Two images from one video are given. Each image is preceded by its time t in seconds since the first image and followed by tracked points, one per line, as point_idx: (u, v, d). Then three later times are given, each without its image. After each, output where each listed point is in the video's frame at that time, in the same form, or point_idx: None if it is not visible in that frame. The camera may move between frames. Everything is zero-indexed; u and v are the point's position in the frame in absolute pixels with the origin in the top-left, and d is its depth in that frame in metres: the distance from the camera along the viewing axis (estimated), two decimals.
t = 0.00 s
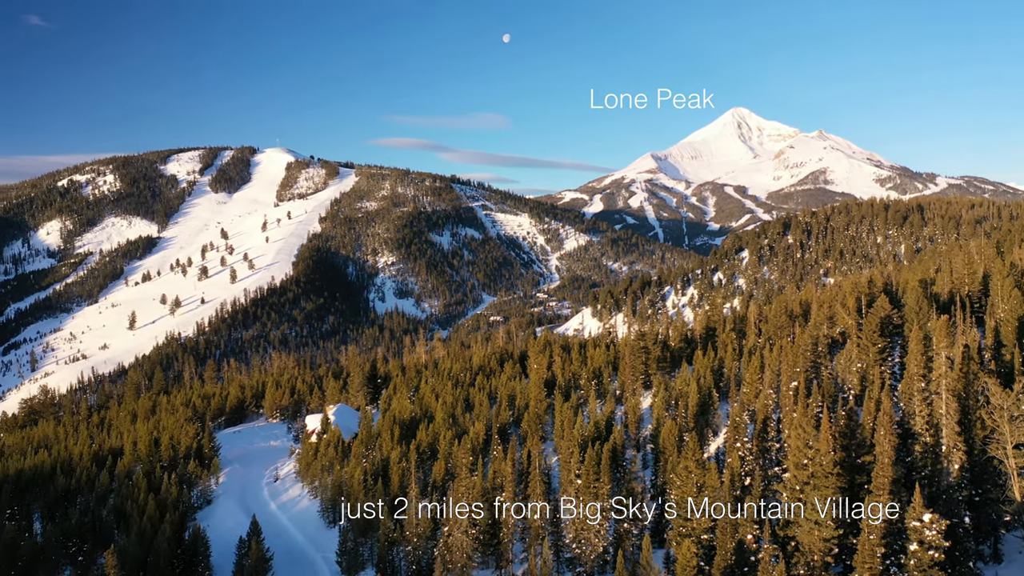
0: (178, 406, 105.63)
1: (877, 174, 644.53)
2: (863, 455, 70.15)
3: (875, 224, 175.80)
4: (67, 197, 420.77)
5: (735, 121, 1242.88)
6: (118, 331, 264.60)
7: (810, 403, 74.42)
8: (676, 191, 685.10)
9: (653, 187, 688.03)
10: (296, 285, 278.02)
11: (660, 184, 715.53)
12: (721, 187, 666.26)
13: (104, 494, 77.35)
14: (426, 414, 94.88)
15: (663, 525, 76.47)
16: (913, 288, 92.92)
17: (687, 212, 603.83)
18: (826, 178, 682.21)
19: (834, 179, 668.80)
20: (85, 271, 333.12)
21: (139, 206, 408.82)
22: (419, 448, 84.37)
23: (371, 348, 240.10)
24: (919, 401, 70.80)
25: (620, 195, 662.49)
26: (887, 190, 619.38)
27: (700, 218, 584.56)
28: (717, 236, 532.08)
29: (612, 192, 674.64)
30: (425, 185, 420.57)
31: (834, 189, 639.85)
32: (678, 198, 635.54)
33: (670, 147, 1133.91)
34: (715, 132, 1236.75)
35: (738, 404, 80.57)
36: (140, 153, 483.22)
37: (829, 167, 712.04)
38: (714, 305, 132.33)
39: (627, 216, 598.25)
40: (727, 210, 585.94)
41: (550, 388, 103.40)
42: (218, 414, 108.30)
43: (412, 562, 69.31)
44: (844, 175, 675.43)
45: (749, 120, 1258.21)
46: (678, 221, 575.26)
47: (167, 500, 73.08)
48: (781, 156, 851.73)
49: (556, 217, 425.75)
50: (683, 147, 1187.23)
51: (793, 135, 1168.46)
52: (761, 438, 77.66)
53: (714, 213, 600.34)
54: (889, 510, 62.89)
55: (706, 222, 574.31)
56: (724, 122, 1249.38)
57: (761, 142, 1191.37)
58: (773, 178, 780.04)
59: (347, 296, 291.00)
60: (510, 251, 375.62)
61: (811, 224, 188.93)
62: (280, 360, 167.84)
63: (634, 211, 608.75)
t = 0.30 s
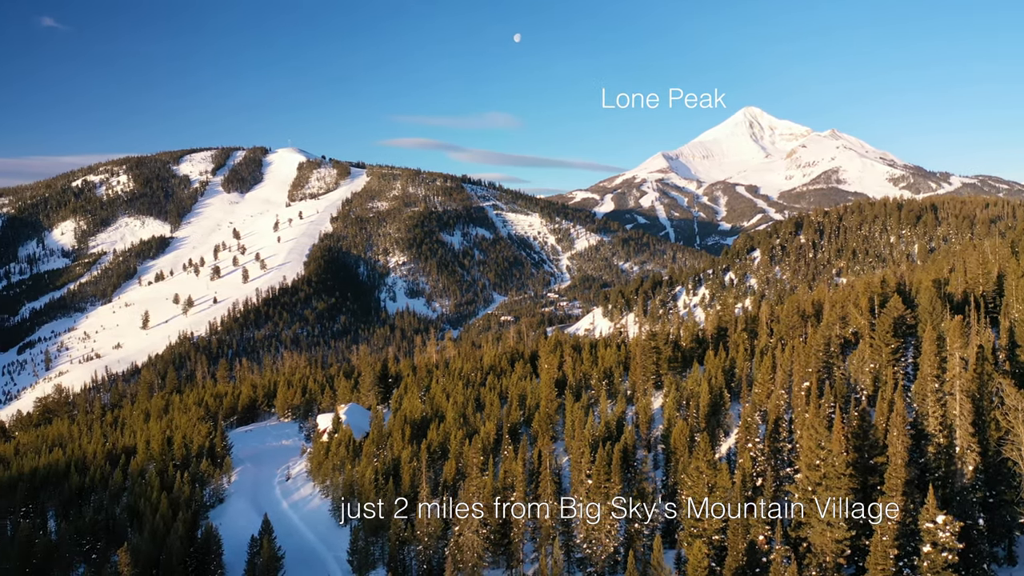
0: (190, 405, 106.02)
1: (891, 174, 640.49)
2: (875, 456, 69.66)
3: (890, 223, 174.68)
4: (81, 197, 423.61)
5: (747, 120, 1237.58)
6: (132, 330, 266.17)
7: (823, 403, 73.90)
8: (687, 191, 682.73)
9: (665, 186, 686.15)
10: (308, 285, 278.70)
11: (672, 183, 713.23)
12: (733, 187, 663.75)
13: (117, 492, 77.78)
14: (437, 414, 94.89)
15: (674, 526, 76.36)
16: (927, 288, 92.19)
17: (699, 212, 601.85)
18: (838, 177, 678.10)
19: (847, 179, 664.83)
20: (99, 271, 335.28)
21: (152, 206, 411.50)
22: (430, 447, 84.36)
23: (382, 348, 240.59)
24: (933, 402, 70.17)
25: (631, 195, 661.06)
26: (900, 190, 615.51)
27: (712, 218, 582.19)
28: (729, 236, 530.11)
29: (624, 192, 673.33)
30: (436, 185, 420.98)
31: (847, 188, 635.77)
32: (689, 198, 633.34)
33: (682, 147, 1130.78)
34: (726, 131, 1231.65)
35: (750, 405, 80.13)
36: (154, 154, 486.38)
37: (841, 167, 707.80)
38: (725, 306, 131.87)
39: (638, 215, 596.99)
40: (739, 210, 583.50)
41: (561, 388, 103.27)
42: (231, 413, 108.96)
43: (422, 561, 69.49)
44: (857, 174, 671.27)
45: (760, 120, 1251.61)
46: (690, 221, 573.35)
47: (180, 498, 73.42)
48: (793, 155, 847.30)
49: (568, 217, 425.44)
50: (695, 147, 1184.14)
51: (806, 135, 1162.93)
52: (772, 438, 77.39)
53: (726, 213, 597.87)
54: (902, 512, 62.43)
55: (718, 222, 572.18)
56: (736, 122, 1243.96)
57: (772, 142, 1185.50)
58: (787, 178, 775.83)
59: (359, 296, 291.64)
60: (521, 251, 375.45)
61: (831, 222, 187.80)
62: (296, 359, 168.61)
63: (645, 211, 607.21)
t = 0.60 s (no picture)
0: (203, 404, 106.35)
1: (903, 172, 637.17)
2: (888, 457, 69.12)
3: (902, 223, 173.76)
4: (95, 198, 426.24)
5: (759, 120, 1233.14)
6: (145, 330, 267.82)
7: (835, 404, 73.37)
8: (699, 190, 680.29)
9: (677, 186, 684.30)
10: (319, 285, 279.29)
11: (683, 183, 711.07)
12: (743, 187, 661.01)
13: (130, 490, 78.07)
14: (448, 413, 94.99)
15: (685, 526, 76.17)
16: (940, 288, 91.48)
17: (711, 212, 600.24)
18: (851, 177, 674.65)
19: (859, 178, 661.74)
20: (112, 270, 337.25)
21: (165, 206, 413.96)
22: (440, 447, 84.36)
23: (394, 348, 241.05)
24: (946, 403, 69.57)
25: (642, 195, 659.79)
26: (913, 190, 611.84)
27: (724, 218, 580.10)
28: (741, 236, 528.18)
29: (634, 192, 672.25)
30: (446, 185, 421.38)
31: (860, 188, 632.06)
32: (700, 198, 631.70)
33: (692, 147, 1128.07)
34: (736, 131, 1226.99)
35: (761, 405, 79.72)
36: (166, 154, 489.24)
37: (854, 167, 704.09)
38: (737, 306, 131.22)
39: (649, 215, 595.51)
40: (751, 209, 581.25)
41: (571, 388, 103.15)
42: (243, 412, 109.54)
43: (433, 561, 69.65)
44: (871, 173, 667.27)
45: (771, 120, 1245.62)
46: (702, 221, 571.69)
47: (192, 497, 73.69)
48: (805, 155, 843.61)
49: (579, 217, 425.16)
50: (707, 147, 1181.62)
51: (817, 134, 1157.10)
52: (784, 439, 77.07)
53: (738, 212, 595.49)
54: (915, 513, 61.98)
55: (729, 222, 570.41)
56: (748, 121, 1240.08)
57: (781, 141, 1179.80)
58: (799, 178, 772.03)
59: (369, 296, 292.19)
60: (531, 251, 375.17)
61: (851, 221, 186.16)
62: (308, 359, 168.67)
63: (656, 210, 605.65)
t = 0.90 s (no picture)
0: (215, 404, 106.77)
1: (916, 172, 633.90)
2: (901, 458, 68.63)
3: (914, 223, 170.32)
4: (108, 198, 428.83)
5: (771, 118, 1228.74)
6: (158, 329, 269.61)
7: (848, 405, 72.92)
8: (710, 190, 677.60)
9: (689, 186, 682.85)
10: (331, 285, 279.75)
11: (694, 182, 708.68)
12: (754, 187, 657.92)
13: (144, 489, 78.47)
14: (458, 413, 95.02)
15: (696, 527, 75.85)
16: (954, 288, 90.75)
17: (722, 212, 598.07)
18: (864, 176, 671.05)
19: (872, 177, 658.57)
20: (126, 270, 339.26)
21: (177, 206, 416.39)
22: (451, 447, 84.41)
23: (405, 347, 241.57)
24: (960, 404, 68.95)
25: (653, 195, 658.84)
26: (926, 190, 607.65)
27: (735, 218, 577.55)
28: (752, 236, 526.02)
29: (646, 191, 671.23)
30: (457, 185, 421.78)
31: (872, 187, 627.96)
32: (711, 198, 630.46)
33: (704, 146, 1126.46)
34: (747, 131, 1222.94)
35: (773, 406, 79.29)
36: (179, 155, 491.88)
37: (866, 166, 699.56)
38: (748, 306, 130.56)
39: (661, 215, 593.57)
40: (763, 209, 578.47)
41: (582, 388, 103.00)
42: (254, 412, 110.12)
43: (444, 560, 69.66)
44: (883, 172, 662.92)
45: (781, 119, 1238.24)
46: (713, 221, 569.62)
47: (204, 495, 74.01)
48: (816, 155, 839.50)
49: (590, 217, 424.61)
50: (718, 146, 1179.42)
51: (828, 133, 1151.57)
52: (796, 439, 76.75)
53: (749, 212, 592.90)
54: (929, 514, 61.53)
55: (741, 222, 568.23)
56: (760, 120, 1235.75)
57: (793, 141, 1174.13)
58: (811, 177, 767.56)
59: (381, 296, 292.78)
60: (542, 251, 374.82)
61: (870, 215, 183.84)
62: (320, 359, 168.39)
63: (667, 210, 603.74)
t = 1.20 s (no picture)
0: (226, 403, 107.49)
1: (930, 171, 630.01)
2: (914, 459, 68.09)
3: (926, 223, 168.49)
4: (122, 199, 431.67)
5: (783, 117, 1224.29)
6: (171, 328, 271.41)
7: (860, 405, 72.46)
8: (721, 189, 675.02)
9: (701, 185, 681.55)
10: (342, 285, 280.31)
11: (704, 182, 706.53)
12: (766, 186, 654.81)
13: (156, 488, 78.88)
14: (469, 413, 95.07)
15: (707, 528, 75.63)
16: (968, 288, 89.95)
17: (733, 212, 595.96)
18: (877, 175, 667.20)
19: (885, 176, 655.06)
20: (139, 270, 341.21)
21: (190, 207, 418.75)
22: (462, 447, 84.47)
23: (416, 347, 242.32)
24: (975, 405, 68.41)
25: (664, 195, 658.27)
26: (939, 190, 603.42)
27: (747, 218, 575.14)
28: (764, 236, 523.87)
29: (657, 191, 670.50)
30: (468, 185, 422.26)
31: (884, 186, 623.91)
32: (723, 198, 629.09)
33: (716, 146, 1125.37)
34: (759, 130, 1219.22)
35: (785, 406, 78.81)
36: (191, 155, 494.55)
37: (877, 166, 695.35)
38: (759, 306, 130.15)
39: (672, 215, 591.87)
40: (775, 209, 575.68)
41: (592, 388, 102.84)
42: (266, 411, 110.61)
43: (455, 560, 69.74)
44: (896, 172, 658.64)
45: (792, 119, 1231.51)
46: (724, 221, 567.76)
47: (217, 494, 74.35)
48: (827, 155, 836.33)
49: (601, 216, 424.09)
50: (730, 145, 1177.80)
51: (839, 133, 1144.44)
52: (808, 440, 76.37)
53: (761, 212, 590.48)
54: (942, 515, 61.09)
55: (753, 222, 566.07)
56: (772, 118, 1231.57)
57: (804, 140, 1169.00)
58: (823, 177, 763.57)
59: (392, 296, 293.40)
60: (553, 251, 374.46)
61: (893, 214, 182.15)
62: (331, 358, 167.55)
63: (678, 210, 602.18)
